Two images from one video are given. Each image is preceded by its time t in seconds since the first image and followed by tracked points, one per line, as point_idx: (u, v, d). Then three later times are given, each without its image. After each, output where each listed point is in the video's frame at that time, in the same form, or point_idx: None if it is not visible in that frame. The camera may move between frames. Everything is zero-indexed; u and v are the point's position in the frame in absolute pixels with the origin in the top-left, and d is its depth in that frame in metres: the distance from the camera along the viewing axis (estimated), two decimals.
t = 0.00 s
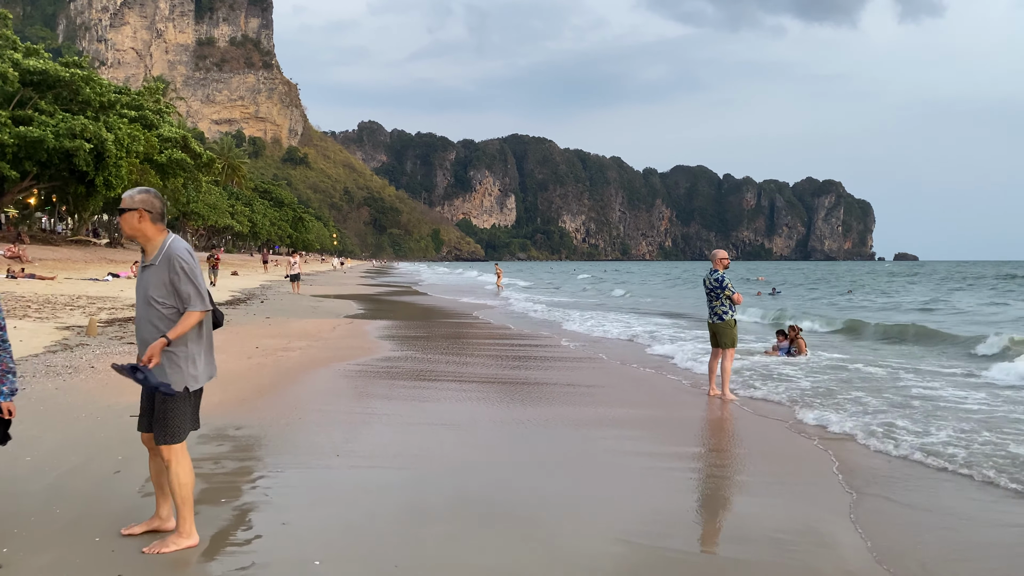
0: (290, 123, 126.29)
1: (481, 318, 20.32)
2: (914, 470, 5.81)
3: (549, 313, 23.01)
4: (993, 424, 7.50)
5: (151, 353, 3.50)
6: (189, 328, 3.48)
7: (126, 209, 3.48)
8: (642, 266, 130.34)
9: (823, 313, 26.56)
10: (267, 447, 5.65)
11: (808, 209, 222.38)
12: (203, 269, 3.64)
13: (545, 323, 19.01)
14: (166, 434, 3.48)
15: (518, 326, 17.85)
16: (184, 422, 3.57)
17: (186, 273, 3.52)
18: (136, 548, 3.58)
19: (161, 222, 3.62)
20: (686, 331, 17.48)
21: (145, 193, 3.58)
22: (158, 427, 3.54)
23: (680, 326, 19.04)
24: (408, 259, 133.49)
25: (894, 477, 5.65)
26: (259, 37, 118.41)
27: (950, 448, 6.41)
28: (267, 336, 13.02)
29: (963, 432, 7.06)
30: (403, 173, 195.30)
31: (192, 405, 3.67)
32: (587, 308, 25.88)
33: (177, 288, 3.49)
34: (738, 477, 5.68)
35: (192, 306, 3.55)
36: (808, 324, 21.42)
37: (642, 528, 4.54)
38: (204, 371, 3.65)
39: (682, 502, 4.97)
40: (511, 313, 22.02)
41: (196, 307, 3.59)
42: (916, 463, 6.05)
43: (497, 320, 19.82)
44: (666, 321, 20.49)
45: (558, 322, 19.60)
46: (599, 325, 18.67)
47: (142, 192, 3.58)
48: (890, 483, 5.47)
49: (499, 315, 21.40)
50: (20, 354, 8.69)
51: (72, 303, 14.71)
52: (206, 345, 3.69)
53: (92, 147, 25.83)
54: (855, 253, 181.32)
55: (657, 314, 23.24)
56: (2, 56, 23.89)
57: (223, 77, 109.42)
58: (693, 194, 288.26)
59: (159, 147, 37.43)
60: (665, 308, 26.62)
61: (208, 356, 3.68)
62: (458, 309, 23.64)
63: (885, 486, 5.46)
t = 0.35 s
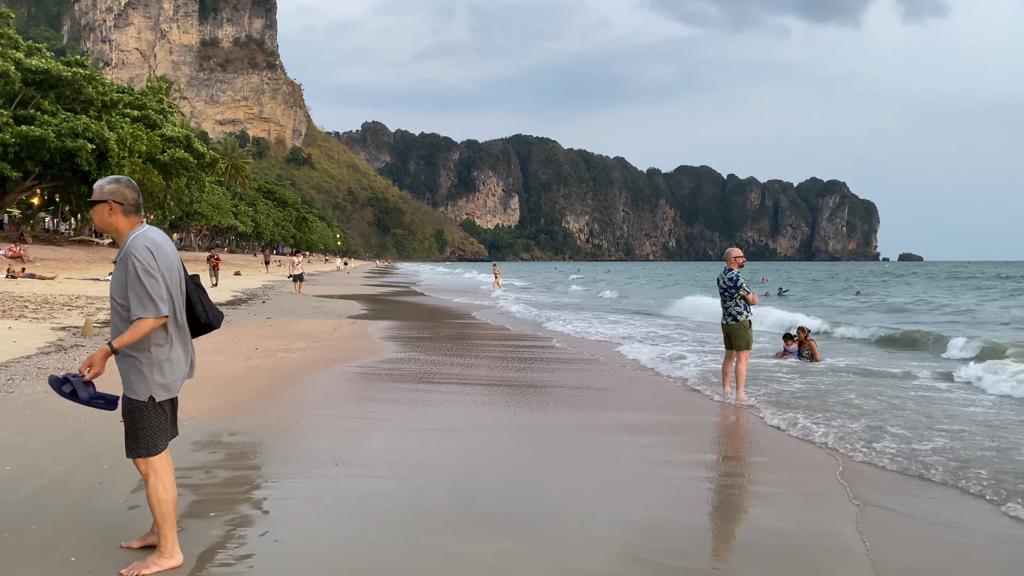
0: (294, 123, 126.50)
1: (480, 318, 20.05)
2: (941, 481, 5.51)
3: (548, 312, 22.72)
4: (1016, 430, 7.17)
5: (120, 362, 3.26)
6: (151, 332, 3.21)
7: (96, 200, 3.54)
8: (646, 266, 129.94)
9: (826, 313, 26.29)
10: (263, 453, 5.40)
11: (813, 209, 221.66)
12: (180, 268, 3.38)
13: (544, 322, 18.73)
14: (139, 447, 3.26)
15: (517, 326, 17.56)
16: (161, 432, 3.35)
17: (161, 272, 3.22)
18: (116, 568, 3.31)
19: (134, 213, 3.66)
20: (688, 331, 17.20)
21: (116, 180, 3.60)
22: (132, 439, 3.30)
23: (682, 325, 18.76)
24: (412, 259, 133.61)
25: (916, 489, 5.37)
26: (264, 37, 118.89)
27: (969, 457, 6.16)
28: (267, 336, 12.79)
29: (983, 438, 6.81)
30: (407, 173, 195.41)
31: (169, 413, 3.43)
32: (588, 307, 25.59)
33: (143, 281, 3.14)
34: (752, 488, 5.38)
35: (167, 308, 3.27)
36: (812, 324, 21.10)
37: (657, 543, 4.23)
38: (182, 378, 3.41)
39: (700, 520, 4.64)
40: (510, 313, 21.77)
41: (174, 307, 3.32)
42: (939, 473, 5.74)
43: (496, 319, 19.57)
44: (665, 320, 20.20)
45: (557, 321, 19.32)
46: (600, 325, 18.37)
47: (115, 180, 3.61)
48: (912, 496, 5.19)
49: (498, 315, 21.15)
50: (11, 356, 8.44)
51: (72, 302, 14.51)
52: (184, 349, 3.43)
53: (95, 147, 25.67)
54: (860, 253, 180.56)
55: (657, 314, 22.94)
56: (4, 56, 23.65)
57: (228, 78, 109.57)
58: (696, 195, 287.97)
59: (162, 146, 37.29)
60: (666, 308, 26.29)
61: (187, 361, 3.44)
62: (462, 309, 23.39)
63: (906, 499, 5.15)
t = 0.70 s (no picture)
0: (301, 126, 126.76)
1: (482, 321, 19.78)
2: (972, 501, 5.18)
3: (551, 314, 22.42)
4: None
5: (92, 375, 3.01)
6: (121, 345, 2.94)
7: (83, 203, 3.24)
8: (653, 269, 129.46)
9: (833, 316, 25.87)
10: (260, 470, 5.14)
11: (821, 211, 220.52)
12: (168, 278, 3.14)
13: (547, 325, 18.43)
14: (107, 468, 3.02)
15: (518, 329, 17.28)
16: (130, 450, 3.10)
17: (146, 284, 2.98)
18: None
19: (124, 217, 3.36)
20: (693, 333, 16.89)
21: (107, 182, 3.30)
22: (100, 462, 3.05)
23: (687, 327, 18.42)
24: (418, 261, 133.60)
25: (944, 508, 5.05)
26: (270, 40, 119.21)
27: (1000, 473, 5.82)
28: (271, 341, 12.56)
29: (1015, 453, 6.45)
30: (414, 175, 195.54)
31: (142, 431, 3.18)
32: (593, 310, 25.26)
33: (120, 290, 2.88)
34: (775, 508, 5.06)
35: (143, 322, 3.01)
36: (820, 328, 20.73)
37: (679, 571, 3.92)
38: (159, 395, 3.16)
39: (718, 543, 4.34)
40: (513, 316, 21.51)
41: (152, 321, 3.05)
42: (972, 490, 5.40)
43: (498, 322, 19.32)
44: (668, 322, 19.88)
45: (560, 324, 19.00)
46: (604, 327, 18.05)
47: (104, 182, 3.32)
48: (943, 516, 4.86)
49: (501, 318, 20.89)
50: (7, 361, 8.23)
51: (74, 305, 14.34)
52: (164, 365, 3.18)
53: (101, 149, 25.53)
54: (868, 255, 179.30)
55: (661, 316, 22.60)
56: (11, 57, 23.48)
57: (235, 80, 109.72)
58: (703, 197, 286.87)
59: (168, 148, 37.27)
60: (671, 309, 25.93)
61: (168, 376, 3.19)
62: (468, 313, 23.09)
63: (940, 520, 4.81)
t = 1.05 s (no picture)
0: (311, 130, 127.06)
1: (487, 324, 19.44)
2: (1011, 520, 4.81)
3: (556, 317, 22.08)
4: None
5: (54, 383, 2.76)
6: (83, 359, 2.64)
7: (60, 199, 2.79)
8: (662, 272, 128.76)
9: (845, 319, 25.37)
10: (256, 485, 4.86)
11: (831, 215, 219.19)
12: (145, 277, 2.88)
13: (551, 329, 18.06)
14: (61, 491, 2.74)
15: (521, 333, 16.93)
16: (87, 466, 2.83)
17: (116, 284, 2.71)
18: None
19: (104, 216, 2.92)
20: (702, 337, 16.49)
21: (87, 176, 2.88)
22: (59, 481, 2.79)
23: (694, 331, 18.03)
24: (428, 265, 133.44)
25: (979, 527, 4.69)
26: (281, 45, 120.03)
27: None
28: (276, 345, 12.30)
29: None
30: (423, 179, 195.58)
31: (104, 448, 2.90)
32: (599, 313, 24.88)
33: (85, 292, 2.62)
34: (801, 527, 4.70)
35: (112, 327, 2.74)
36: (832, 332, 20.29)
37: None
38: (128, 407, 2.89)
39: (738, 564, 4.01)
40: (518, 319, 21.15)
41: (122, 327, 2.79)
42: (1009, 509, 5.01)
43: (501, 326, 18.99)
44: (673, 325, 19.47)
45: (564, 328, 18.65)
46: (610, 330, 17.68)
47: (82, 176, 2.88)
48: (978, 539, 4.48)
49: (506, 321, 20.57)
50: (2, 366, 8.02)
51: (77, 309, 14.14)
52: (135, 373, 2.91)
53: (110, 152, 25.37)
54: (879, 259, 177.82)
55: (664, 319, 22.17)
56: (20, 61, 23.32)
57: (245, 85, 110.15)
58: (713, 200, 285.63)
59: (177, 152, 37.23)
60: (679, 313, 25.51)
61: (138, 390, 2.91)
62: (477, 316, 22.74)
63: (976, 543, 4.43)
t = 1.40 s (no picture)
0: (324, 137, 127.73)
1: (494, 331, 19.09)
2: None
3: (562, 324, 21.74)
4: None
5: (19, 407, 2.54)
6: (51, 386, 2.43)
7: (32, 206, 2.54)
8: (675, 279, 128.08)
9: (859, 326, 24.89)
10: (256, 509, 4.62)
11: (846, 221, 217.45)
12: (118, 294, 2.66)
13: (557, 337, 17.72)
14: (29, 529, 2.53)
15: (526, 342, 16.55)
16: (57, 501, 2.60)
17: (86, 300, 2.51)
18: None
19: (81, 224, 2.68)
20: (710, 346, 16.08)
21: (63, 184, 2.63)
22: (28, 516, 2.56)
23: (697, 338, 17.64)
24: (440, 271, 133.41)
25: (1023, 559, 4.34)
26: (295, 52, 121.57)
27: None
28: (285, 356, 12.07)
29: None
30: (436, 186, 195.96)
31: (76, 482, 2.66)
32: (607, 320, 24.59)
33: (49, 309, 2.43)
34: (829, 557, 4.39)
35: (79, 347, 2.53)
36: (853, 340, 19.79)
37: None
38: (99, 435, 2.64)
39: None
40: (525, 326, 20.80)
41: (92, 351, 2.57)
42: None
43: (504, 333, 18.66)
44: (661, 333, 19.06)
45: (571, 335, 18.28)
46: (623, 339, 17.31)
47: (59, 182, 2.64)
48: None
49: (514, 328, 20.27)
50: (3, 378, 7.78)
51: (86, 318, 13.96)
52: (108, 397, 2.69)
53: (124, 160, 25.38)
54: (895, 265, 175.84)
55: (651, 325, 21.74)
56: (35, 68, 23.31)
57: (260, 92, 111.02)
58: (726, 206, 284.23)
59: (191, 159, 37.38)
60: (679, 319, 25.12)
61: (115, 416, 2.69)
62: (490, 323, 22.48)
63: None
